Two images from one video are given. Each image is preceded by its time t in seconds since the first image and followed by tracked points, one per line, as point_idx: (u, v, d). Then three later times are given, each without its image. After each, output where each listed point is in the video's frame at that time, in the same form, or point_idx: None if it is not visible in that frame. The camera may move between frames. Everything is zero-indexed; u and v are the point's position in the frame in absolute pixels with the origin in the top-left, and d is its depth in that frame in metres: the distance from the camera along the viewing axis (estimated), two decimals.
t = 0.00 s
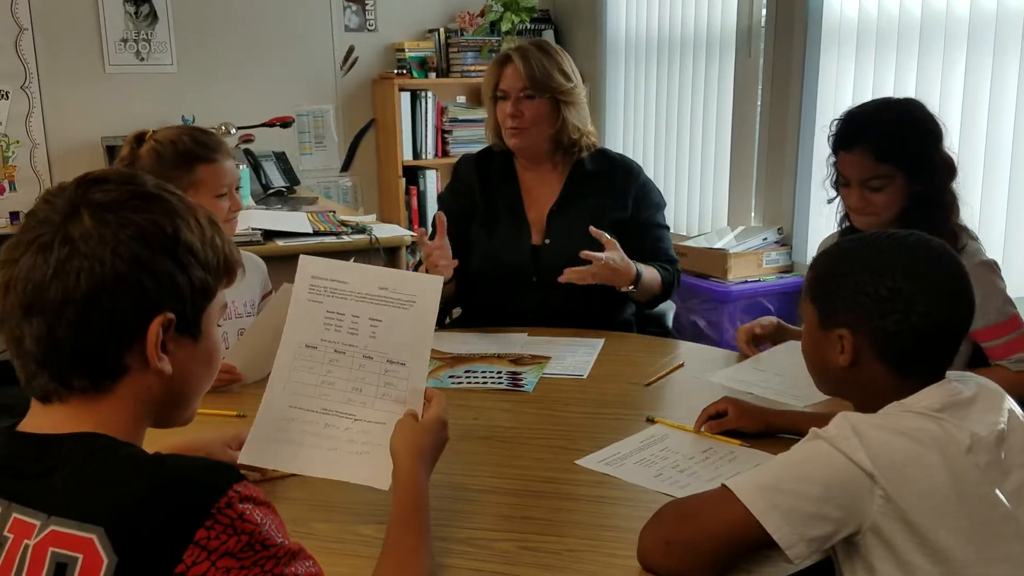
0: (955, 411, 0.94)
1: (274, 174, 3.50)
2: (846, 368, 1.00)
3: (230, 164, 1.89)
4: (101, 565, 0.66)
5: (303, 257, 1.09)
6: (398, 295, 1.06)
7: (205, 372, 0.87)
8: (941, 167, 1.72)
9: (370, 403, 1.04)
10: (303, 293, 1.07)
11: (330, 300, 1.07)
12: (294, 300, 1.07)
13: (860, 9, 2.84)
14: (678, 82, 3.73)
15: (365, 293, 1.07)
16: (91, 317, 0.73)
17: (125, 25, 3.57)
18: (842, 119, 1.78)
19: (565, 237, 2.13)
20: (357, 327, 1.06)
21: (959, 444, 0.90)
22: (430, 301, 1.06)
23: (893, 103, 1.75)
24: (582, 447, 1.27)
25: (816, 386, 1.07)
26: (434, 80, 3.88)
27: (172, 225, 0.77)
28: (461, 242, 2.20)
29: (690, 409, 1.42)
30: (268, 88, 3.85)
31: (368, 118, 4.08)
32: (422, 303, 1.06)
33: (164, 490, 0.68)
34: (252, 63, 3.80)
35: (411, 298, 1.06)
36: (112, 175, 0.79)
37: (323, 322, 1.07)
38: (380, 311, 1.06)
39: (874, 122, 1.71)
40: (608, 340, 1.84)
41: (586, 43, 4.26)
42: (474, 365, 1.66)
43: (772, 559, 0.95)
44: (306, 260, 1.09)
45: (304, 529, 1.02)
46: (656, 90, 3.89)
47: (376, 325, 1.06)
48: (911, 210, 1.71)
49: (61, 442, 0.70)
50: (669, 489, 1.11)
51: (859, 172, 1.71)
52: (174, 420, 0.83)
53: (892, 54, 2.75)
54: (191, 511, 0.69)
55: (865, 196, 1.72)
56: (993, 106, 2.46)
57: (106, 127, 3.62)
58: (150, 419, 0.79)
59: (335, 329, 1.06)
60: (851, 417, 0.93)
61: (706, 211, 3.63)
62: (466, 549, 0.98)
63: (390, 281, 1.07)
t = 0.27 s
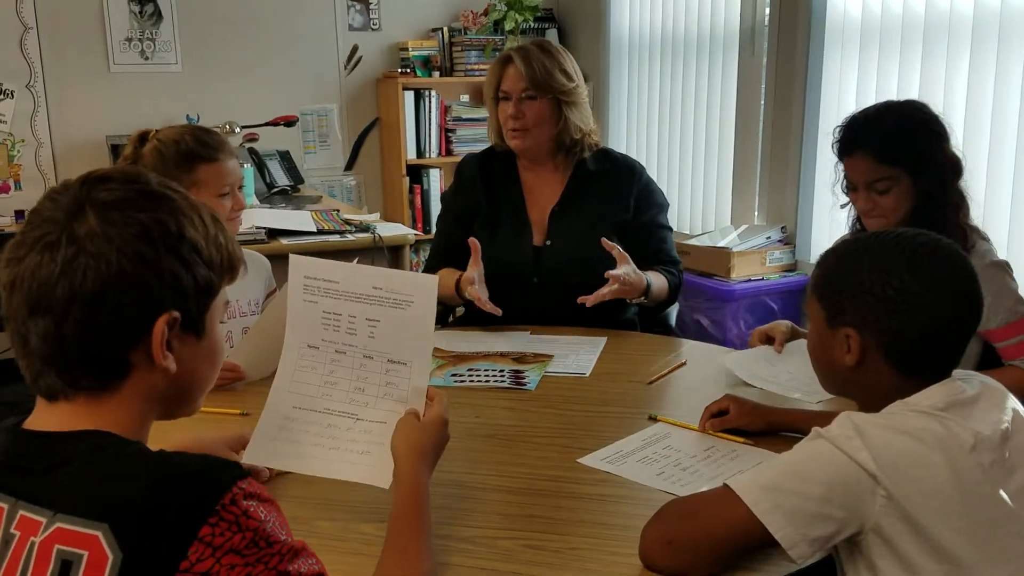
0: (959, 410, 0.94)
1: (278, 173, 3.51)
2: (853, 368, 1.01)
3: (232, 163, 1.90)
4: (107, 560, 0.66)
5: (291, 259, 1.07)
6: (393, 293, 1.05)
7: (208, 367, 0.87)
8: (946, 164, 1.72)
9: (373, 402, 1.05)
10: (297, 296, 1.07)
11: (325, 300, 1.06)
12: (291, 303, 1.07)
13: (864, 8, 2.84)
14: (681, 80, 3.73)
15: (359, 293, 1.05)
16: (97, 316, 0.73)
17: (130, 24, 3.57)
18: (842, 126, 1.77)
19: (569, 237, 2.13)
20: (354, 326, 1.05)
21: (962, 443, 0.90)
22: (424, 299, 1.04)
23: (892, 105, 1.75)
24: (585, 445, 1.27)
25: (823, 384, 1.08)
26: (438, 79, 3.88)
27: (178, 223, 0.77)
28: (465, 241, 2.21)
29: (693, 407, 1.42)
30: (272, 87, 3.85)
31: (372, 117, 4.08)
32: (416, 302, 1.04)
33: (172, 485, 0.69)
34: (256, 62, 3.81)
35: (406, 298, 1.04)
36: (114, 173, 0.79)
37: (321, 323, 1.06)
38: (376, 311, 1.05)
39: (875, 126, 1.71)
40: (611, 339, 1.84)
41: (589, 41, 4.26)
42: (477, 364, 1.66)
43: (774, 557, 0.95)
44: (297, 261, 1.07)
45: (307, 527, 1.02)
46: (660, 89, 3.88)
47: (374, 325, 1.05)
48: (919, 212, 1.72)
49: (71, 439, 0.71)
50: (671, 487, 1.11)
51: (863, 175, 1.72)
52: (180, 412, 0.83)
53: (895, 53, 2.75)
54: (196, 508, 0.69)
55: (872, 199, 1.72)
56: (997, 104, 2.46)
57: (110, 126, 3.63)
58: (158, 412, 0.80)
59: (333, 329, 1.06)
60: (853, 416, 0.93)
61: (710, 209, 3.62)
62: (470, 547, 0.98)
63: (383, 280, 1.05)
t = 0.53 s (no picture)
0: (962, 409, 0.94)
1: (278, 172, 3.51)
2: (857, 367, 1.00)
3: (233, 163, 1.89)
4: (102, 567, 0.66)
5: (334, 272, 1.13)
6: (417, 302, 1.07)
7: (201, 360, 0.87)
8: (954, 161, 1.72)
9: (382, 407, 1.04)
10: (331, 306, 1.11)
11: (355, 310, 1.10)
12: (323, 313, 1.11)
13: (865, 6, 2.83)
14: (682, 79, 3.72)
15: (387, 303, 1.08)
16: (84, 314, 0.73)
17: (130, 23, 3.57)
18: (852, 117, 1.78)
19: (569, 237, 2.13)
20: (377, 334, 1.07)
21: (966, 442, 0.90)
22: (446, 308, 1.06)
23: (902, 99, 1.75)
24: (585, 444, 1.27)
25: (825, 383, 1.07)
26: (438, 77, 3.88)
27: (166, 220, 0.77)
28: (465, 240, 2.20)
29: (695, 406, 1.42)
30: (273, 85, 3.85)
31: (373, 116, 4.08)
32: (437, 310, 1.06)
33: (169, 487, 0.69)
34: (257, 60, 3.80)
35: (428, 306, 1.07)
36: (101, 168, 0.78)
37: (347, 331, 1.09)
38: (398, 319, 1.07)
39: (883, 119, 1.71)
40: (612, 338, 1.84)
41: (590, 40, 4.26)
42: (478, 363, 1.66)
43: (777, 557, 0.95)
44: (338, 275, 1.13)
45: (309, 526, 1.02)
46: (660, 87, 3.88)
47: (395, 333, 1.06)
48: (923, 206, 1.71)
49: (77, 437, 0.71)
50: (673, 486, 1.11)
51: (869, 166, 1.72)
52: (173, 409, 0.83)
53: (896, 51, 2.75)
54: (192, 511, 0.69)
55: (877, 191, 1.73)
56: (998, 103, 2.46)
57: (111, 125, 3.63)
58: (149, 411, 0.80)
59: (358, 338, 1.08)
60: (857, 415, 0.93)
61: (711, 208, 3.62)
62: (475, 546, 0.97)
63: (409, 290, 1.08)
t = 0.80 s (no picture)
0: (961, 405, 0.94)
1: (278, 169, 3.50)
2: (857, 363, 1.00)
3: (230, 157, 1.90)
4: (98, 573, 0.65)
5: (297, 287, 1.13)
6: (388, 305, 1.08)
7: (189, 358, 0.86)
8: (947, 161, 1.72)
9: (373, 409, 1.05)
10: (299, 320, 1.11)
11: (326, 321, 1.09)
12: (294, 327, 1.10)
13: (865, 5, 2.84)
14: (682, 76, 3.72)
15: (357, 308, 1.09)
16: (68, 313, 0.72)
17: (129, 20, 3.56)
18: (849, 113, 1.79)
19: (566, 236, 2.14)
20: (352, 342, 1.08)
21: (965, 439, 0.90)
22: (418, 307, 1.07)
23: (898, 97, 1.76)
24: (584, 441, 1.27)
25: (825, 381, 1.08)
26: (437, 74, 3.88)
27: (148, 213, 0.76)
28: (464, 240, 2.20)
29: (694, 404, 1.42)
30: (272, 83, 3.85)
31: (372, 113, 4.08)
32: (410, 309, 1.07)
33: (166, 486, 0.68)
34: (256, 57, 3.80)
35: (401, 305, 1.08)
36: (78, 160, 0.76)
37: (323, 343, 1.09)
38: (371, 323, 1.07)
39: (875, 115, 1.73)
40: (612, 336, 1.84)
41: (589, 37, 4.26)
42: (479, 360, 1.66)
43: (776, 553, 0.95)
44: (302, 289, 1.13)
45: (310, 522, 1.02)
46: (660, 85, 3.88)
47: (370, 337, 1.07)
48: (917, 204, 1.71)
49: (75, 437, 0.70)
50: (672, 483, 1.12)
51: (861, 162, 1.73)
52: (161, 403, 0.83)
53: (896, 50, 2.75)
54: (185, 514, 0.68)
55: (868, 187, 1.73)
56: (998, 102, 2.46)
57: (110, 122, 3.62)
58: (141, 405, 0.80)
59: (333, 348, 1.08)
60: (856, 412, 0.93)
61: (710, 206, 3.63)
62: (477, 542, 0.98)
63: (378, 293, 1.09)
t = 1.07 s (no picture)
0: (966, 403, 0.93)
1: (281, 169, 3.50)
2: (862, 359, 1.00)
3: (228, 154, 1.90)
4: None
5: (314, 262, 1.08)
6: (402, 293, 1.02)
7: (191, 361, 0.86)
8: (948, 162, 1.71)
9: (381, 402, 1.02)
10: (314, 298, 1.06)
11: (340, 303, 1.05)
12: (307, 304, 1.07)
13: (869, 4, 2.83)
14: (685, 76, 3.72)
15: (371, 293, 1.04)
16: (80, 321, 0.71)
17: (133, 19, 3.57)
18: (854, 107, 1.80)
19: (570, 236, 2.13)
20: (366, 326, 1.03)
21: (970, 437, 0.90)
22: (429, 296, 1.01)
23: (907, 94, 1.76)
24: (589, 441, 1.26)
25: (828, 377, 1.07)
26: (440, 74, 3.88)
27: (156, 216, 0.75)
28: (468, 240, 2.20)
29: (698, 402, 1.42)
30: (275, 82, 3.85)
31: (375, 112, 4.08)
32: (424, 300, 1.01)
33: (170, 487, 0.67)
34: (259, 56, 3.80)
35: (412, 296, 1.02)
36: (79, 162, 0.75)
37: (336, 324, 1.05)
38: (385, 310, 1.03)
39: (877, 110, 1.74)
40: (615, 334, 1.84)
41: (592, 37, 4.26)
42: (482, 358, 1.66)
43: (781, 551, 0.95)
44: (320, 265, 1.08)
45: (314, 520, 1.02)
46: (663, 84, 3.88)
47: (384, 325, 1.03)
48: (917, 201, 1.72)
49: (77, 436, 0.70)
50: (676, 482, 1.11)
51: (862, 155, 1.74)
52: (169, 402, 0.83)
53: (899, 50, 2.75)
54: (193, 519, 0.68)
55: (867, 179, 1.74)
56: (1002, 101, 2.45)
57: (113, 121, 3.63)
58: (149, 404, 0.79)
59: (347, 331, 1.05)
60: (861, 410, 0.93)
61: (712, 205, 3.63)
62: (483, 541, 0.97)
63: (394, 280, 1.03)
